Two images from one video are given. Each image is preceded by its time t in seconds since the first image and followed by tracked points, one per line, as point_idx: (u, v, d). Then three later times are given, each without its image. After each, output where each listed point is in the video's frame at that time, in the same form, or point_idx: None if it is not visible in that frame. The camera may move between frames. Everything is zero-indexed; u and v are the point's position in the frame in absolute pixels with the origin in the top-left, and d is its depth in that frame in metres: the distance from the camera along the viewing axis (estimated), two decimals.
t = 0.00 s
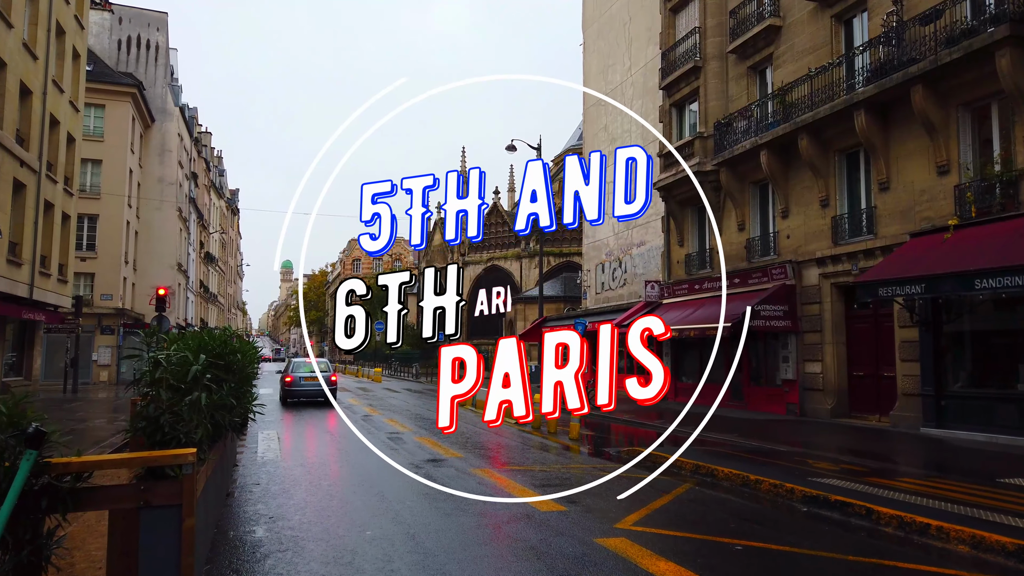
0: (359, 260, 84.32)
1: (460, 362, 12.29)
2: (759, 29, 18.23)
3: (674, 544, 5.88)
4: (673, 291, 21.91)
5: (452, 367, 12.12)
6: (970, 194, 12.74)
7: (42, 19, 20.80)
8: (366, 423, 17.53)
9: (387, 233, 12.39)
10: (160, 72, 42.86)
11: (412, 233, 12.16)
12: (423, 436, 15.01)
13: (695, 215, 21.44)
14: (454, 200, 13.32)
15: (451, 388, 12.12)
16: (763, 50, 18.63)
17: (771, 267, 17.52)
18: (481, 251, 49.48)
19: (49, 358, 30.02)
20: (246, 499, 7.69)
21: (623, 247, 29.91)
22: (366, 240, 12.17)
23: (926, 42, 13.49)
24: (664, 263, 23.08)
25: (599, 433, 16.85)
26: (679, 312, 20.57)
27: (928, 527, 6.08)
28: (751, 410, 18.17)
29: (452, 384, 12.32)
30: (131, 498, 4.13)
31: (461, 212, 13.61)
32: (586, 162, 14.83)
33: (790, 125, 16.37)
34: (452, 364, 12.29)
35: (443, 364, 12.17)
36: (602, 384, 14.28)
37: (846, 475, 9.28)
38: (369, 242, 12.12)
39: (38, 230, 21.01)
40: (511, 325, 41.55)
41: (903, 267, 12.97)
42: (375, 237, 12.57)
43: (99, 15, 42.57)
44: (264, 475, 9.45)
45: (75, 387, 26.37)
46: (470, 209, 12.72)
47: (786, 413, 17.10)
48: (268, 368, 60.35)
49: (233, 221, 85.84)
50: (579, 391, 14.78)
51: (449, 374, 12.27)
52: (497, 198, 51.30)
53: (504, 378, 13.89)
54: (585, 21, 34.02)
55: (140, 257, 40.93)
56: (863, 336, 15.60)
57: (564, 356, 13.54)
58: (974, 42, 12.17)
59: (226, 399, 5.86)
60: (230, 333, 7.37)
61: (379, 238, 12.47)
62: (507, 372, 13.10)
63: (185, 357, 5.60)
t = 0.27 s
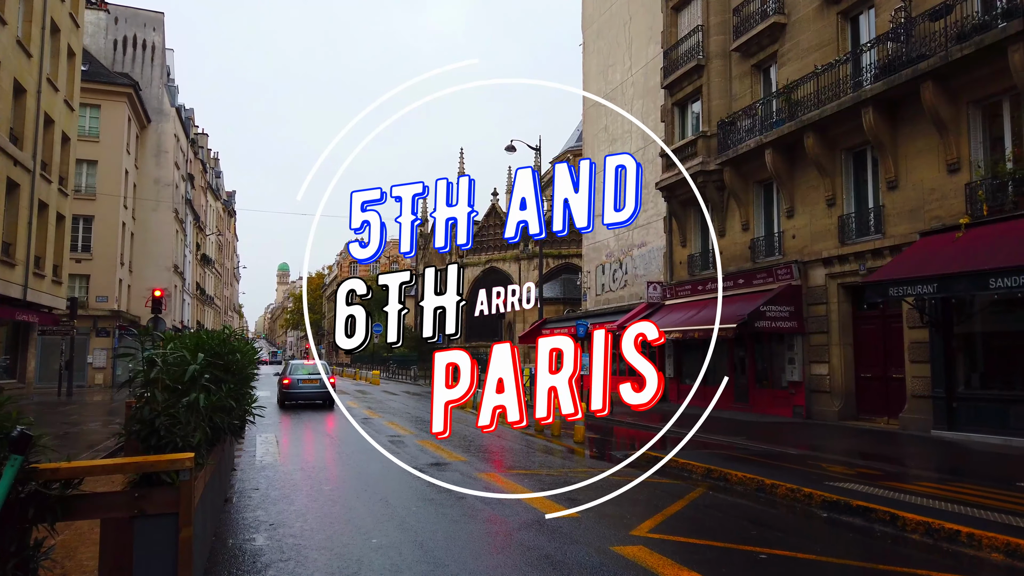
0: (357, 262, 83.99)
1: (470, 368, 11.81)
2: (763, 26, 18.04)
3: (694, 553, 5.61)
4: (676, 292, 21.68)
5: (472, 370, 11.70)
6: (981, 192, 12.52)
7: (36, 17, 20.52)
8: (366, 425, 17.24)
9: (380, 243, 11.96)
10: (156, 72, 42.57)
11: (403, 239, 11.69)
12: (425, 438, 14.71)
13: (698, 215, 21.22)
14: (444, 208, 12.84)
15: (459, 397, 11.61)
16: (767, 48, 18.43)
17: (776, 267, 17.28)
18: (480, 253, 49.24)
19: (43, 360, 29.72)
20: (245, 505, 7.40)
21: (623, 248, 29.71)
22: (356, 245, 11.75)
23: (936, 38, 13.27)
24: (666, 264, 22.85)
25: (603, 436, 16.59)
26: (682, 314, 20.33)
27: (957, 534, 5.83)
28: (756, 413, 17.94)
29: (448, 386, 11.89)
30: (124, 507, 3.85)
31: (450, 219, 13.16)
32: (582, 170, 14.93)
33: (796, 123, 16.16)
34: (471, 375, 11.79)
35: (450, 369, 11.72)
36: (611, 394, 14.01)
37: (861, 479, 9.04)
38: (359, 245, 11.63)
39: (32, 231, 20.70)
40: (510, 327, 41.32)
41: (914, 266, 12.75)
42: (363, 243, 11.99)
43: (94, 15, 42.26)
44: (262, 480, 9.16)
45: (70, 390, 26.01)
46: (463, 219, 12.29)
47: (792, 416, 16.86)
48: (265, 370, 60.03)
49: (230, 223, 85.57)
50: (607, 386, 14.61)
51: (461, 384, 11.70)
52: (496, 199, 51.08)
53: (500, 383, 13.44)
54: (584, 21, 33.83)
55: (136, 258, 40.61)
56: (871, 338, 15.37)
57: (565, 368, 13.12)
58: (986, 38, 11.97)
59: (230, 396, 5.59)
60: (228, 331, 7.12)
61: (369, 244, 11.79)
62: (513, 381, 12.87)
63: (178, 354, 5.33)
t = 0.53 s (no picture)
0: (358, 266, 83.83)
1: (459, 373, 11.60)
2: (773, 27, 17.86)
3: (726, 569, 5.38)
4: (684, 297, 21.46)
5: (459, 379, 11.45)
6: (1000, 195, 12.31)
7: (38, 18, 20.33)
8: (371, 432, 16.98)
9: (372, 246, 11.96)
10: (158, 76, 42.41)
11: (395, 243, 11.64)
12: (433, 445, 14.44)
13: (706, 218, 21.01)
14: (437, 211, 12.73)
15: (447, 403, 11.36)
16: (777, 49, 18.24)
17: (787, 271, 17.06)
18: (482, 256, 49.02)
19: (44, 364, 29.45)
20: (255, 517, 7.16)
21: (629, 252, 29.52)
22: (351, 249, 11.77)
23: (952, 38, 13.08)
24: (674, 268, 22.63)
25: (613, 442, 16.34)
26: (691, 318, 20.08)
27: (1000, 549, 5.61)
28: (767, 418, 17.70)
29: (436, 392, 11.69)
30: (137, 525, 3.60)
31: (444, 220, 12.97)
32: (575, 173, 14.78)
33: (808, 125, 15.96)
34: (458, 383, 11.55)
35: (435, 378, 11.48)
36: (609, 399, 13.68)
37: (886, 488, 8.81)
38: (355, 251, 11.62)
39: (34, 234, 20.48)
40: (513, 331, 41.09)
41: (932, 269, 12.52)
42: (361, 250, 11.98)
43: (96, 18, 42.14)
44: (270, 489, 8.90)
45: (71, 395, 25.78)
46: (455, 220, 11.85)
47: (804, 422, 16.63)
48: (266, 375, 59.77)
49: (231, 226, 85.44)
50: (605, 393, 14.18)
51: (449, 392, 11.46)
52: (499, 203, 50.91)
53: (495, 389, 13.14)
54: (588, 24, 33.69)
55: (137, 262, 40.40)
56: (885, 342, 15.14)
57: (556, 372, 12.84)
58: (1006, 37, 11.77)
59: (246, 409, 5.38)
60: (239, 337, 6.91)
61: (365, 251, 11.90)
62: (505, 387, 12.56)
63: (193, 359, 5.14)
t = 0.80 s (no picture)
0: (360, 270, 83.77)
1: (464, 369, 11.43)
2: (785, 29, 17.77)
3: None
4: (694, 300, 21.29)
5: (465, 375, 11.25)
6: (1021, 197, 12.17)
7: (45, 20, 20.22)
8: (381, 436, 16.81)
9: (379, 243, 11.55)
10: (162, 79, 42.37)
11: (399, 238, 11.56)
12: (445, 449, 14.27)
13: (716, 221, 20.90)
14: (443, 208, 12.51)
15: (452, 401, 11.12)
16: (789, 52, 18.14)
17: (801, 274, 16.91)
18: (486, 260, 48.93)
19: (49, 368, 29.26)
20: (275, 522, 7.02)
21: (635, 256, 29.42)
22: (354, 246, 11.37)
23: (970, 39, 12.97)
24: (683, 272, 22.50)
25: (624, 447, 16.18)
26: (702, 322, 19.87)
27: None
28: (779, 424, 17.55)
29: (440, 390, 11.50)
30: (171, 531, 3.45)
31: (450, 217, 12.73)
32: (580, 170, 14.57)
33: (822, 127, 15.84)
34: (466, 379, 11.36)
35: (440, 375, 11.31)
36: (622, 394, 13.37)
37: (914, 494, 8.66)
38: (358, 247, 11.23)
39: (39, 238, 20.31)
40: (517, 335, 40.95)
41: (952, 273, 12.38)
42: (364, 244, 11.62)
43: (101, 21, 42.11)
44: (287, 495, 8.76)
45: (75, 399, 25.60)
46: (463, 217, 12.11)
47: (818, 427, 16.47)
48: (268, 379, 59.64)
49: (233, 231, 85.41)
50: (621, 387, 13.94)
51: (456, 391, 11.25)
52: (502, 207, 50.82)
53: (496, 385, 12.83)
54: (594, 27, 33.60)
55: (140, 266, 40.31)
56: (901, 347, 15.00)
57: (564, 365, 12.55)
58: None
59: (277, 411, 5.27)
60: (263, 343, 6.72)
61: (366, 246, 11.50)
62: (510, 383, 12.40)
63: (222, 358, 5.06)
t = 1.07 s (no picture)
0: (363, 274, 83.70)
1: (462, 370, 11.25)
2: (799, 32, 17.68)
3: None
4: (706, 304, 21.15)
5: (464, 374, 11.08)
6: None
7: (55, 22, 20.16)
8: (392, 440, 16.67)
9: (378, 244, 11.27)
10: (167, 82, 42.36)
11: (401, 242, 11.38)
12: (461, 453, 14.08)
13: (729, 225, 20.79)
14: (443, 207, 12.49)
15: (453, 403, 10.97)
16: (804, 54, 18.04)
17: (816, 278, 16.78)
18: (490, 264, 48.85)
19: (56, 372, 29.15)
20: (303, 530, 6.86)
21: (644, 259, 29.31)
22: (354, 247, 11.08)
23: (992, 41, 12.85)
24: (693, 275, 22.37)
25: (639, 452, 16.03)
26: (715, 325, 19.67)
27: None
28: (793, 428, 17.40)
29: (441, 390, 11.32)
30: (223, 541, 3.31)
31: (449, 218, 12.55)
32: (581, 170, 14.32)
33: (839, 129, 15.75)
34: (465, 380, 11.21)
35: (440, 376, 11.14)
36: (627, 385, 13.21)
37: (946, 501, 8.51)
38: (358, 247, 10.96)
39: (48, 240, 20.19)
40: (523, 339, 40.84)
41: (974, 276, 12.26)
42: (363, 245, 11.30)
43: (107, 24, 42.12)
44: (308, 501, 8.58)
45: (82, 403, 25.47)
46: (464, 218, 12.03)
47: (834, 432, 16.33)
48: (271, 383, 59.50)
49: (236, 234, 85.39)
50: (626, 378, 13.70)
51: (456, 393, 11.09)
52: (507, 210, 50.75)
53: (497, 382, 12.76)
54: (601, 30, 33.53)
55: (145, 269, 40.22)
56: (920, 351, 14.86)
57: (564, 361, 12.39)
58: None
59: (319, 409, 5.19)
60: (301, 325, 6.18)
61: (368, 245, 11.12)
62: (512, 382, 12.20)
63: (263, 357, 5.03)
